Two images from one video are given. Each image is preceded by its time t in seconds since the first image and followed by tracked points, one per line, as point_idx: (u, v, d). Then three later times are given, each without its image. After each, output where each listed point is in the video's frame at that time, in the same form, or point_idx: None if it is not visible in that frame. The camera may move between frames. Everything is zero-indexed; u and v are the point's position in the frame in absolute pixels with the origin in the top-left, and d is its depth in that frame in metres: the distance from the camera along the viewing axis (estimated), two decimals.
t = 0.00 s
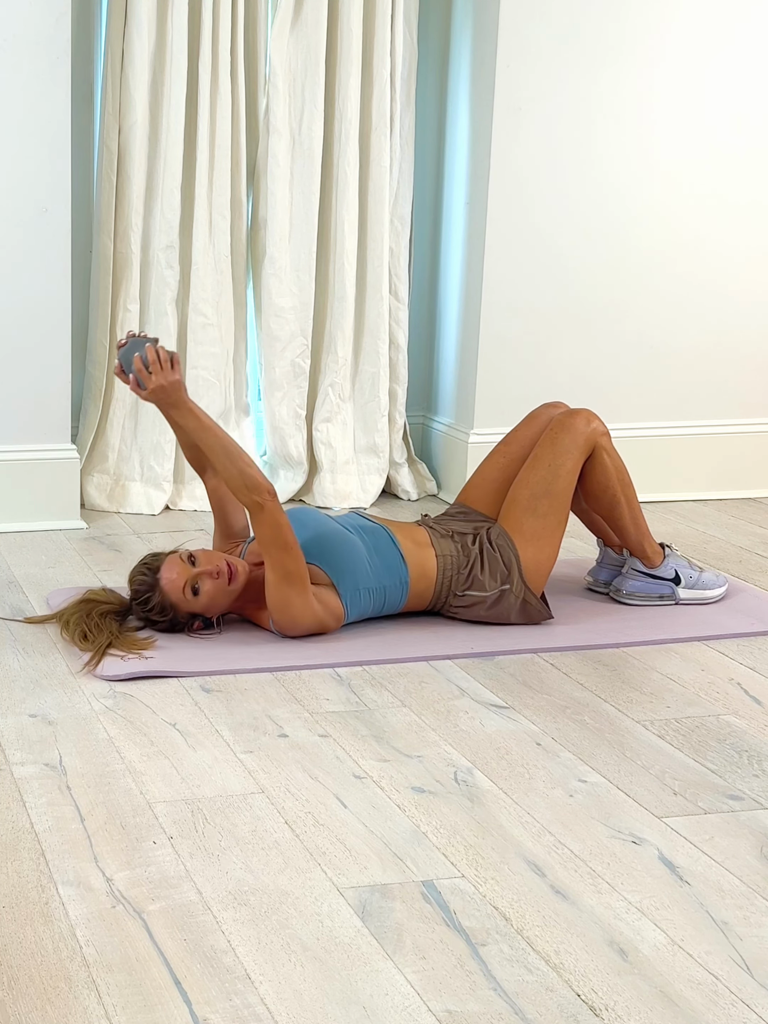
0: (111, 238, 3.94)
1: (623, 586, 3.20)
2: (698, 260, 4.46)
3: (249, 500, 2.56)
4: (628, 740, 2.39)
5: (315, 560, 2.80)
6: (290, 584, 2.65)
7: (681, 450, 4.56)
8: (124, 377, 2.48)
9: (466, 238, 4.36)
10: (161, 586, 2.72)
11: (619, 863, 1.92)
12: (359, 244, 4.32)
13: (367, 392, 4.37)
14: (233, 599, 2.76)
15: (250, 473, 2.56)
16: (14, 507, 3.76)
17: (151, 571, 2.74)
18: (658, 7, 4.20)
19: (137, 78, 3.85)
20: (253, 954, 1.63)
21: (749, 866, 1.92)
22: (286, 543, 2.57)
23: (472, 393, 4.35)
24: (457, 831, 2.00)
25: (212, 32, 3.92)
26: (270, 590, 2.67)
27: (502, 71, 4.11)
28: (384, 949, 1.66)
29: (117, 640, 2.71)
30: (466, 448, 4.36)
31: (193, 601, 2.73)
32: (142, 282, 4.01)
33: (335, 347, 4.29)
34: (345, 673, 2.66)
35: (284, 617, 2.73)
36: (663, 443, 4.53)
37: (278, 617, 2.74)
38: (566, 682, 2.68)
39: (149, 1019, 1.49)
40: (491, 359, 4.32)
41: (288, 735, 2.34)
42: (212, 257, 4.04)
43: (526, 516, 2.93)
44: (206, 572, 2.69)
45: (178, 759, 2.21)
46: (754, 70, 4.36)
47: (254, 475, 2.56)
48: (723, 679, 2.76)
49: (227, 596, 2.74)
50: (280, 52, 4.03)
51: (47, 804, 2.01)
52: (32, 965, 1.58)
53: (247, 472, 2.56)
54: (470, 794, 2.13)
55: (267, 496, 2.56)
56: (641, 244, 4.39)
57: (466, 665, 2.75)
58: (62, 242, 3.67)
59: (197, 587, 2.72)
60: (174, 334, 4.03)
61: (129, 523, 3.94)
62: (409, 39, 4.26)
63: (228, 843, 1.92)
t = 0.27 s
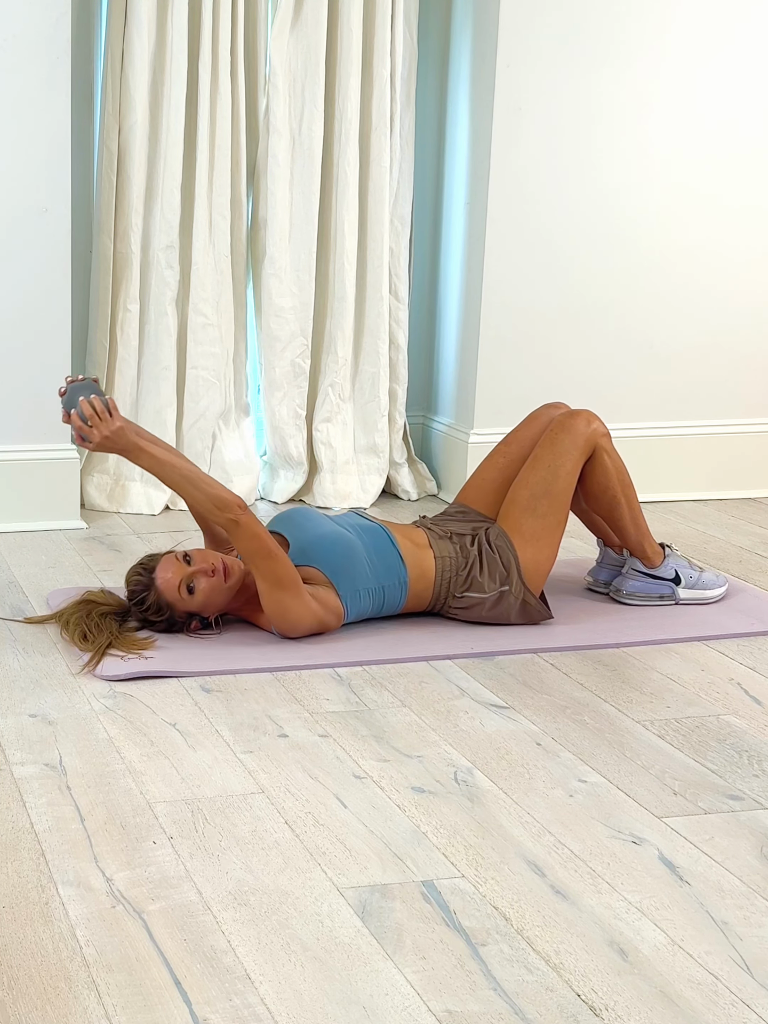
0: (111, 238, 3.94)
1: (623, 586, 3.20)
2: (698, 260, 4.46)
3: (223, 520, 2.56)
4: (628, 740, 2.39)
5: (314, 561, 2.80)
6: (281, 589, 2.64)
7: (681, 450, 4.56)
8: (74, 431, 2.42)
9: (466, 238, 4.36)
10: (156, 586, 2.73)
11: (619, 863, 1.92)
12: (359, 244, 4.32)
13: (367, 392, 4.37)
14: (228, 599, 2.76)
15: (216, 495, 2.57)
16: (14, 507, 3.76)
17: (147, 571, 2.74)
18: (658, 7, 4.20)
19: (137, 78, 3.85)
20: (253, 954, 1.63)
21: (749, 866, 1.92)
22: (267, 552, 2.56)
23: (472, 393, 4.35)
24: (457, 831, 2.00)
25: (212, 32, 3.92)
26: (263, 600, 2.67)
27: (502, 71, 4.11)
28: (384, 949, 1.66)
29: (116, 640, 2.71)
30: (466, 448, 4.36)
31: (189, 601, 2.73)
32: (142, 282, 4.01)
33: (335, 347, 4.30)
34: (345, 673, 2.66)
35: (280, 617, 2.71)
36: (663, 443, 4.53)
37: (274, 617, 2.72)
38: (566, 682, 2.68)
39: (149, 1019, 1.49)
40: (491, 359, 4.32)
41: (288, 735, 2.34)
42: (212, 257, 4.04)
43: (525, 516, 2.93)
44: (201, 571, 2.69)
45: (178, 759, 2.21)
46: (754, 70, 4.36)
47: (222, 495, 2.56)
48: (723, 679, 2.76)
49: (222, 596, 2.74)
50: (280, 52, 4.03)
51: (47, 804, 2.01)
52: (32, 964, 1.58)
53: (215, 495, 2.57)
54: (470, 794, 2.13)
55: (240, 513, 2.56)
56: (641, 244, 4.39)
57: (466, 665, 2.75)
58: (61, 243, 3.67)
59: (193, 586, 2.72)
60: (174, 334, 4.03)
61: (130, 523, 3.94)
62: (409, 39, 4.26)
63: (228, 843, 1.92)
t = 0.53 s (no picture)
0: (111, 238, 3.94)
1: (623, 586, 3.20)
2: (698, 261, 4.46)
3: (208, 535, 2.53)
4: (628, 740, 2.39)
5: (314, 560, 2.78)
6: (277, 591, 2.63)
7: (681, 450, 4.56)
8: (45, 474, 2.42)
9: (466, 238, 4.36)
10: (156, 587, 2.74)
11: (620, 863, 1.92)
12: (359, 244, 4.32)
13: (367, 392, 4.37)
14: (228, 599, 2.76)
15: (196, 510, 2.53)
16: (14, 507, 3.76)
17: (146, 571, 2.75)
18: (657, 7, 4.20)
19: (137, 77, 3.85)
20: (253, 954, 1.63)
21: (749, 867, 1.92)
22: (257, 557, 2.55)
23: (472, 393, 4.35)
24: (457, 831, 2.00)
25: (212, 32, 3.92)
26: (260, 605, 2.66)
27: (502, 71, 4.11)
28: (384, 949, 1.65)
29: (117, 640, 2.71)
30: (466, 448, 4.36)
31: (189, 601, 2.74)
32: (142, 282, 4.01)
33: (335, 347, 4.30)
34: (345, 673, 2.66)
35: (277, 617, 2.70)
36: (663, 443, 4.53)
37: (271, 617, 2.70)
38: (566, 682, 2.68)
39: (149, 1019, 1.49)
40: (491, 359, 4.32)
41: (288, 735, 2.34)
42: (212, 257, 4.04)
43: (525, 516, 2.93)
44: (200, 571, 2.70)
45: (178, 759, 2.21)
46: (754, 70, 4.36)
47: (202, 509, 2.53)
48: (723, 679, 2.76)
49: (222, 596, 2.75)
50: (280, 52, 4.03)
51: (47, 804, 2.01)
52: (32, 964, 1.58)
53: (196, 511, 2.53)
54: (470, 794, 2.13)
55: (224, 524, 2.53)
56: (641, 244, 4.39)
57: (467, 665, 2.75)
58: (61, 243, 3.67)
59: (193, 586, 2.73)
60: (174, 334, 4.03)
61: (130, 523, 3.94)
62: (410, 39, 4.26)
63: (228, 843, 1.92)
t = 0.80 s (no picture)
0: (111, 238, 3.94)
1: (623, 586, 3.20)
2: (698, 261, 4.46)
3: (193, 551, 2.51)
4: (628, 740, 2.39)
5: (313, 560, 2.77)
6: (271, 594, 2.63)
7: (681, 450, 4.56)
8: (21, 520, 2.38)
9: (466, 238, 4.36)
10: (156, 587, 2.75)
11: (619, 863, 1.92)
12: (359, 244, 4.32)
13: (367, 392, 4.37)
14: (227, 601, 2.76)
15: (178, 529, 2.49)
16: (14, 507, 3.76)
17: (146, 571, 2.76)
18: (657, 7, 4.20)
19: (137, 78, 3.85)
20: (253, 954, 1.63)
21: (749, 866, 1.92)
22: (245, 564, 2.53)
23: (472, 393, 4.35)
24: (457, 831, 2.00)
25: (212, 33, 3.92)
26: (256, 609, 2.66)
27: (502, 71, 4.11)
28: (384, 949, 1.66)
29: (117, 640, 2.71)
30: (466, 448, 4.36)
31: (189, 601, 2.74)
32: (142, 282, 4.01)
33: (335, 347, 4.30)
34: (345, 673, 2.66)
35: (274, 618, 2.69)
36: (663, 443, 4.53)
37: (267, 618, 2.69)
38: (566, 682, 2.68)
39: (149, 1019, 1.49)
40: (491, 358, 4.32)
41: (288, 735, 2.34)
42: (212, 257, 4.04)
43: (525, 516, 2.93)
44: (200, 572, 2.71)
45: (178, 759, 2.21)
46: (754, 70, 4.36)
47: (184, 526, 2.50)
48: (723, 679, 2.76)
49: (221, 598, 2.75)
50: (280, 52, 4.03)
51: (47, 804, 2.01)
52: (32, 964, 1.58)
53: (178, 527, 2.49)
54: (470, 794, 2.13)
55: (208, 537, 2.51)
56: (641, 244, 4.39)
57: (466, 665, 2.75)
58: (61, 243, 3.67)
59: (193, 587, 2.74)
60: (174, 333, 4.03)
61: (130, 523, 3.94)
62: (410, 39, 4.26)
63: (228, 843, 1.92)
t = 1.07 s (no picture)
0: (111, 239, 3.94)
1: (623, 586, 3.20)
2: (698, 261, 4.46)
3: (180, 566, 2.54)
4: (628, 740, 2.39)
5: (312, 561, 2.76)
6: (264, 596, 2.63)
7: (681, 450, 4.56)
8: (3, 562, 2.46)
9: (466, 239, 4.36)
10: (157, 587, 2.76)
11: (619, 863, 1.92)
12: (359, 244, 4.32)
13: (367, 392, 4.37)
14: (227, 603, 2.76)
15: (162, 547, 2.52)
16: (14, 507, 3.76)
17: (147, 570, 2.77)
18: (657, 6, 4.20)
19: (137, 77, 3.85)
20: (253, 954, 1.63)
21: (749, 867, 1.92)
22: (235, 570, 2.55)
23: (472, 393, 4.35)
24: (457, 831, 2.00)
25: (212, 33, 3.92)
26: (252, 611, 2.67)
27: (502, 71, 4.11)
28: (384, 949, 1.66)
29: (117, 640, 2.71)
30: (466, 448, 4.36)
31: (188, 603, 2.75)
32: (142, 282, 4.01)
33: (336, 347, 4.30)
34: (345, 673, 2.66)
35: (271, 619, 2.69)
36: (663, 443, 4.53)
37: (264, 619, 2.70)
38: (566, 682, 2.68)
39: (149, 1019, 1.49)
40: (491, 359, 4.32)
41: (288, 735, 2.34)
42: (212, 257, 4.04)
43: (525, 516, 2.93)
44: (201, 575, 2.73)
45: (178, 759, 2.21)
46: (754, 70, 4.36)
47: (168, 543, 2.53)
48: (723, 679, 2.76)
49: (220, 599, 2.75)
50: (280, 53, 4.03)
51: (47, 804, 2.01)
52: (32, 965, 1.58)
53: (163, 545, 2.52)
54: (470, 794, 2.13)
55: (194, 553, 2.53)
56: (641, 243, 4.39)
57: (466, 665, 2.75)
58: (61, 243, 3.67)
59: (193, 587, 2.74)
60: (174, 334, 4.03)
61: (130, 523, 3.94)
62: (410, 39, 4.26)
63: (228, 843, 1.92)
